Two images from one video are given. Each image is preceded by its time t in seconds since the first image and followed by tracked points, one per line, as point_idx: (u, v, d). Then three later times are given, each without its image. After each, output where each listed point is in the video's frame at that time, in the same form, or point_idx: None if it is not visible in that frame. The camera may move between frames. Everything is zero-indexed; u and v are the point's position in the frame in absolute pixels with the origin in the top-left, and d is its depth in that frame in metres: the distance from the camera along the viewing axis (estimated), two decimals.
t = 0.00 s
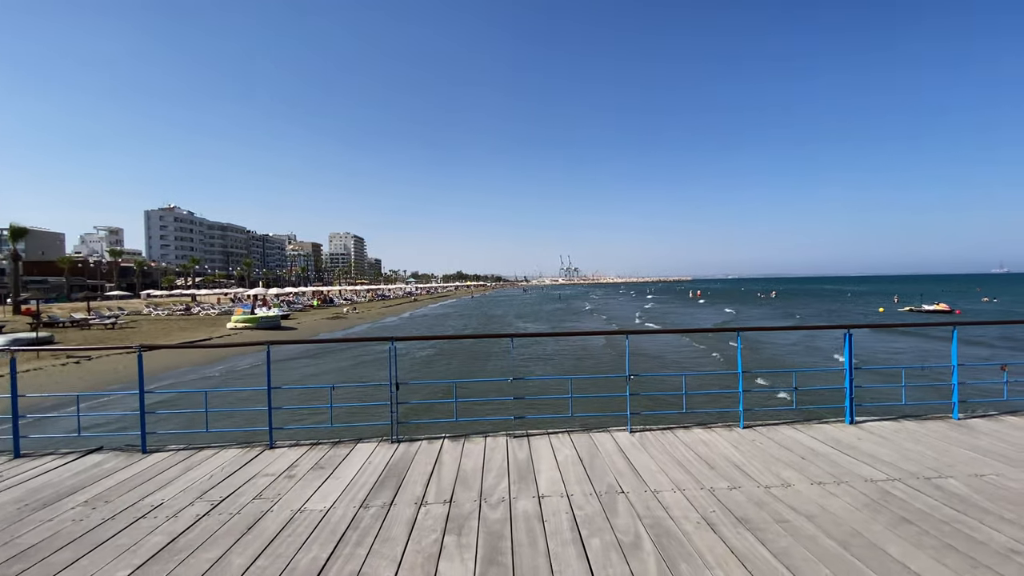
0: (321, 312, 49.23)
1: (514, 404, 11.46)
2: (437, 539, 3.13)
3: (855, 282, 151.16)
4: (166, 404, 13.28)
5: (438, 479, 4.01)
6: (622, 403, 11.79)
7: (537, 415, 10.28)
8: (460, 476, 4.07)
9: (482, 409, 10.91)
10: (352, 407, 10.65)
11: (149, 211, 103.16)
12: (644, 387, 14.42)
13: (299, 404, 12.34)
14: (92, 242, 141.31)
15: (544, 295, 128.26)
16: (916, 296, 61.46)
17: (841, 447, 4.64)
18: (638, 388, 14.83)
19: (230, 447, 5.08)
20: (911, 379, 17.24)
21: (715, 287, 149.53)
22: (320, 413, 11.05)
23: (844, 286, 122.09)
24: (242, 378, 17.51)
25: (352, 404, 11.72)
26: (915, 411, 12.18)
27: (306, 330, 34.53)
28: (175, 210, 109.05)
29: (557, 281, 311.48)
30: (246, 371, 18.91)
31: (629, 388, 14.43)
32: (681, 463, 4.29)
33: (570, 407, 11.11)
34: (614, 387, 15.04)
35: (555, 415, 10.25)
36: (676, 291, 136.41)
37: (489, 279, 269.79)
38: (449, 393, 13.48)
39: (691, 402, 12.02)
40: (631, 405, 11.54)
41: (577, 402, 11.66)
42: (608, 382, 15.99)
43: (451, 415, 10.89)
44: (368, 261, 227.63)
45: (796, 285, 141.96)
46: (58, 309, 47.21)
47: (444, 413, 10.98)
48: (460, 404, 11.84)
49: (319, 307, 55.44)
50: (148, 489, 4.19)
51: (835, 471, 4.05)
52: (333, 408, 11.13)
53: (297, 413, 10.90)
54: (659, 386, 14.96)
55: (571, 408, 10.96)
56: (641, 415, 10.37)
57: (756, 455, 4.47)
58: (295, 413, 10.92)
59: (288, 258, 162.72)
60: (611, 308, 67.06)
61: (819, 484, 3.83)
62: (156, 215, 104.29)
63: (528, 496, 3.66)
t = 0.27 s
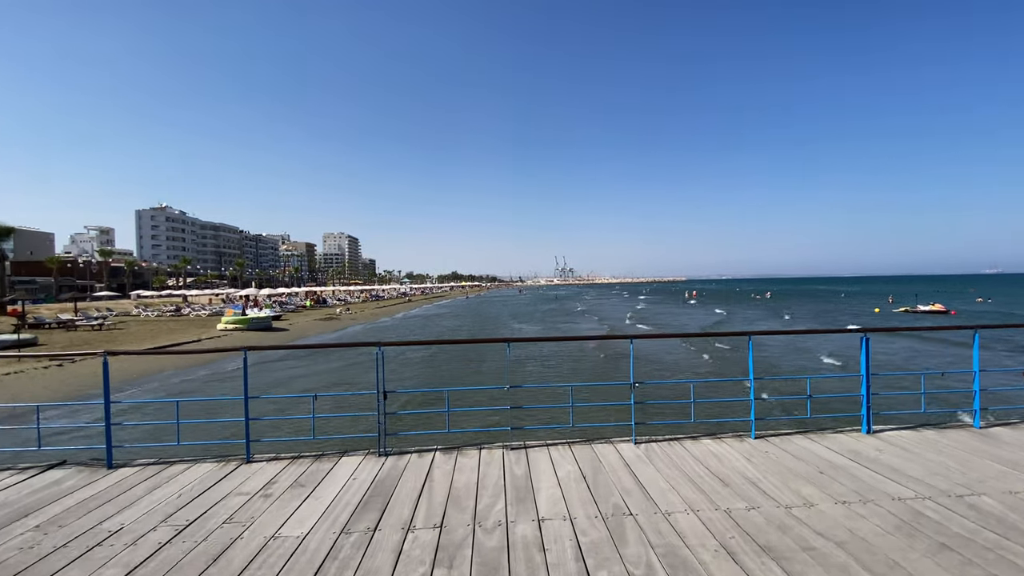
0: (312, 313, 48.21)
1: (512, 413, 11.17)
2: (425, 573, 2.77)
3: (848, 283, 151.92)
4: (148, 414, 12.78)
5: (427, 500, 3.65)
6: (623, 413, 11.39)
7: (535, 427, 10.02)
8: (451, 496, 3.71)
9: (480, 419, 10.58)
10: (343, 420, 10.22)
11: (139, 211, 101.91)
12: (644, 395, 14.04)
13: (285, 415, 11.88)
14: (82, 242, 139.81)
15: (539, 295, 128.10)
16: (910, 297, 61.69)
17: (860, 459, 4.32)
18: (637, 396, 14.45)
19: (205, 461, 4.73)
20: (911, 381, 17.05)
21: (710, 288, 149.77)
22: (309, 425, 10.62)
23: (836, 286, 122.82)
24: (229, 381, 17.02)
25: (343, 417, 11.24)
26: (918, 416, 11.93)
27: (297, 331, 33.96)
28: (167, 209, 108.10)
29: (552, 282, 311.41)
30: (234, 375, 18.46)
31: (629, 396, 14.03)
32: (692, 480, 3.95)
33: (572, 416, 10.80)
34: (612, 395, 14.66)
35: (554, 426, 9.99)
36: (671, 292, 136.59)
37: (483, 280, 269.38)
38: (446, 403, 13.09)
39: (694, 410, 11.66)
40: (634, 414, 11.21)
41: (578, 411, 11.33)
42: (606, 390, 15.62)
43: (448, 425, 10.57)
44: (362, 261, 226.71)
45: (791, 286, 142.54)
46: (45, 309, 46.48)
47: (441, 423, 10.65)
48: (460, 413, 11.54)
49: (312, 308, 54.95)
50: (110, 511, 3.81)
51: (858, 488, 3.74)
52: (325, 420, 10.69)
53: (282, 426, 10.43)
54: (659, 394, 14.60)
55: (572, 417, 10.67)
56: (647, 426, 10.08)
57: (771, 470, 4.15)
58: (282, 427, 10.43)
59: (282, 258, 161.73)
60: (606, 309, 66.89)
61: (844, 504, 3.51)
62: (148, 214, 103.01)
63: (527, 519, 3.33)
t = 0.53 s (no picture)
0: (305, 314, 47.70)
1: (506, 424, 10.78)
2: None
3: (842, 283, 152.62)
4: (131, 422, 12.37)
5: (413, 522, 3.30)
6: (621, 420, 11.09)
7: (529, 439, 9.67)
8: (441, 518, 3.36)
9: (472, 428, 10.21)
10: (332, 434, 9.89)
11: (131, 211, 100.86)
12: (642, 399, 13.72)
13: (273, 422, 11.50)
14: (73, 242, 138.41)
15: (535, 296, 127.88)
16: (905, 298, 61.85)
17: (883, 473, 4.00)
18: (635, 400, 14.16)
19: (175, 476, 4.38)
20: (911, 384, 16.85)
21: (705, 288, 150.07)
22: (295, 435, 10.23)
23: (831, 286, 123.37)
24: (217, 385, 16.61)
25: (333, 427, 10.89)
26: (923, 421, 11.68)
27: (289, 333, 33.47)
28: (159, 209, 107.07)
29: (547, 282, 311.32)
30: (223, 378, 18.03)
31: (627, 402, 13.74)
32: (704, 497, 3.62)
33: (568, 426, 10.42)
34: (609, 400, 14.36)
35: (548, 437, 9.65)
36: (666, 292, 136.81)
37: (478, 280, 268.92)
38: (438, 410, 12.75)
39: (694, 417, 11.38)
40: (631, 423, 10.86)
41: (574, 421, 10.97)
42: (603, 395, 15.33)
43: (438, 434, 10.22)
44: (357, 262, 225.81)
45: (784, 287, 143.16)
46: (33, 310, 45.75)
47: (431, 433, 10.29)
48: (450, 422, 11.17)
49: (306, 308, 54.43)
50: (64, 534, 3.45)
51: (886, 506, 3.42)
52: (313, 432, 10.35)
53: (268, 436, 10.05)
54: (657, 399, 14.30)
55: (568, 427, 10.30)
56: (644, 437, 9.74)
57: (788, 485, 3.83)
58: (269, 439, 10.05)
59: (276, 258, 160.72)
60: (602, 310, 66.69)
61: (872, 525, 3.19)
62: (140, 214, 101.95)
63: (524, 546, 2.99)
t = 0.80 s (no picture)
0: (298, 315, 47.18)
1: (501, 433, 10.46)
2: None
3: (835, 284, 153.28)
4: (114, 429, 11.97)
5: (399, 555, 2.95)
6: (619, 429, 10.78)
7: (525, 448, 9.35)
8: (430, 549, 3.02)
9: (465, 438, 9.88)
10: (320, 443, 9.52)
11: (123, 211, 99.83)
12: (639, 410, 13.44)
13: (260, 432, 11.12)
14: (65, 242, 136.99)
15: (532, 296, 127.65)
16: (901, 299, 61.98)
17: (912, 492, 3.69)
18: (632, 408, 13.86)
19: (142, 497, 4.03)
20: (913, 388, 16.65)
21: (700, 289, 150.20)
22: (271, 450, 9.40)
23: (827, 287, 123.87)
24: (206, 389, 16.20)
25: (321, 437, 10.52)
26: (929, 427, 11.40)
27: (282, 334, 32.99)
28: (152, 209, 105.99)
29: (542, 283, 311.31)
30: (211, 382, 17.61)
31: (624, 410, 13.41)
32: (722, 522, 3.29)
33: (564, 434, 10.12)
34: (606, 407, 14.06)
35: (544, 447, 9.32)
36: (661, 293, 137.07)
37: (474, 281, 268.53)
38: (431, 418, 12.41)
39: (693, 423, 11.10)
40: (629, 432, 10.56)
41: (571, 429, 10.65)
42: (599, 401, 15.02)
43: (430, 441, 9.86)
44: (352, 262, 225.04)
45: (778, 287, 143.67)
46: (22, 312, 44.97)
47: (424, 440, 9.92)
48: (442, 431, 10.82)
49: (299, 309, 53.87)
50: (7, 568, 3.07)
51: (920, 533, 3.11)
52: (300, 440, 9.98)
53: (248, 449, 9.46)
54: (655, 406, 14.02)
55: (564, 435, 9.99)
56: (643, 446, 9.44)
57: (811, 506, 3.50)
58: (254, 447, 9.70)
59: (270, 258, 159.74)
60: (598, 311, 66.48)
61: (908, 555, 2.88)
62: (132, 214, 100.90)
63: None
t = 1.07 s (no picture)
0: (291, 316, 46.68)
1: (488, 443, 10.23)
2: None
3: (830, 285, 153.77)
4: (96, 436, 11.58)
5: None
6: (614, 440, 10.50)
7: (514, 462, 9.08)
8: None
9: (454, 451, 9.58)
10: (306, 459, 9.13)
11: (116, 210, 98.83)
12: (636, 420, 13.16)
13: (247, 441, 10.76)
14: (57, 241, 135.54)
15: (528, 297, 127.36)
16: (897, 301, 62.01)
17: (947, 513, 3.38)
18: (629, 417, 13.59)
19: (104, 520, 3.67)
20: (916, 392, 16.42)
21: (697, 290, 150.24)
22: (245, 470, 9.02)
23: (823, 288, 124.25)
24: (194, 393, 15.80)
25: (308, 449, 10.17)
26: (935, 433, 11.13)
27: (275, 335, 32.53)
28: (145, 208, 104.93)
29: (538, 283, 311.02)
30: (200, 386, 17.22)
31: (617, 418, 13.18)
32: (743, 548, 2.97)
33: (553, 446, 9.88)
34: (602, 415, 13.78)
35: (534, 460, 9.05)
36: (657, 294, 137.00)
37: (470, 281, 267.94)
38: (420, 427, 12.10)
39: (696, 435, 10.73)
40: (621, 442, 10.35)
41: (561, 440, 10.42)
42: (595, 406, 14.75)
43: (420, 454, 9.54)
44: (347, 263, 224.03)
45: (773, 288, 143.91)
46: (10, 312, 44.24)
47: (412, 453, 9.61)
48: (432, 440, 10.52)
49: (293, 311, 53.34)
50: None
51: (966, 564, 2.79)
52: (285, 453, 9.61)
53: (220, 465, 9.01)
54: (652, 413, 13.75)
55: (554, 447, 9.75)
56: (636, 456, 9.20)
57: (838, 529, 3.19)
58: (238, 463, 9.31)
59: (265, 258, 158.67)
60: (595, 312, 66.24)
61: None
62: (124, 213, 99.89)
63: None
